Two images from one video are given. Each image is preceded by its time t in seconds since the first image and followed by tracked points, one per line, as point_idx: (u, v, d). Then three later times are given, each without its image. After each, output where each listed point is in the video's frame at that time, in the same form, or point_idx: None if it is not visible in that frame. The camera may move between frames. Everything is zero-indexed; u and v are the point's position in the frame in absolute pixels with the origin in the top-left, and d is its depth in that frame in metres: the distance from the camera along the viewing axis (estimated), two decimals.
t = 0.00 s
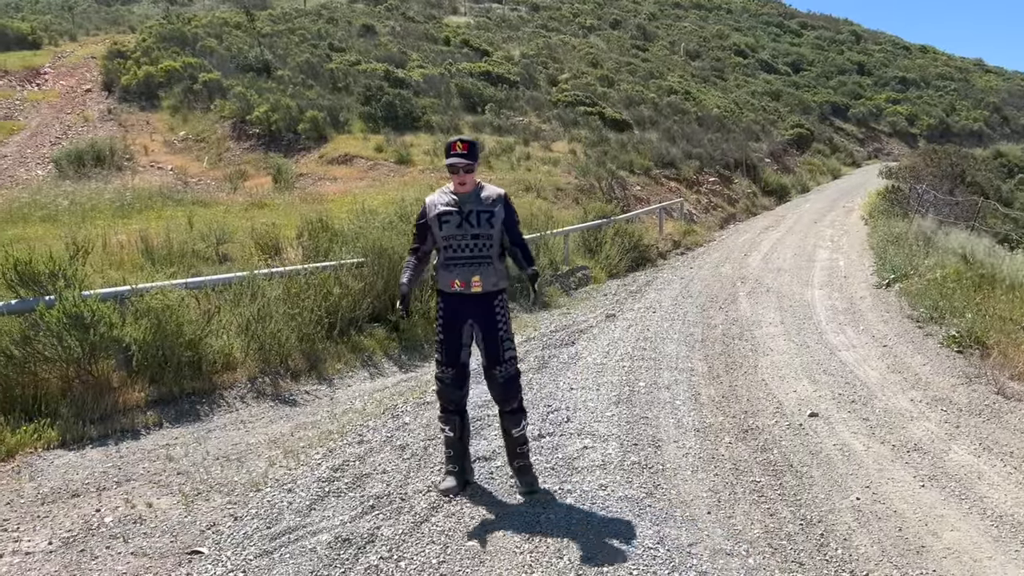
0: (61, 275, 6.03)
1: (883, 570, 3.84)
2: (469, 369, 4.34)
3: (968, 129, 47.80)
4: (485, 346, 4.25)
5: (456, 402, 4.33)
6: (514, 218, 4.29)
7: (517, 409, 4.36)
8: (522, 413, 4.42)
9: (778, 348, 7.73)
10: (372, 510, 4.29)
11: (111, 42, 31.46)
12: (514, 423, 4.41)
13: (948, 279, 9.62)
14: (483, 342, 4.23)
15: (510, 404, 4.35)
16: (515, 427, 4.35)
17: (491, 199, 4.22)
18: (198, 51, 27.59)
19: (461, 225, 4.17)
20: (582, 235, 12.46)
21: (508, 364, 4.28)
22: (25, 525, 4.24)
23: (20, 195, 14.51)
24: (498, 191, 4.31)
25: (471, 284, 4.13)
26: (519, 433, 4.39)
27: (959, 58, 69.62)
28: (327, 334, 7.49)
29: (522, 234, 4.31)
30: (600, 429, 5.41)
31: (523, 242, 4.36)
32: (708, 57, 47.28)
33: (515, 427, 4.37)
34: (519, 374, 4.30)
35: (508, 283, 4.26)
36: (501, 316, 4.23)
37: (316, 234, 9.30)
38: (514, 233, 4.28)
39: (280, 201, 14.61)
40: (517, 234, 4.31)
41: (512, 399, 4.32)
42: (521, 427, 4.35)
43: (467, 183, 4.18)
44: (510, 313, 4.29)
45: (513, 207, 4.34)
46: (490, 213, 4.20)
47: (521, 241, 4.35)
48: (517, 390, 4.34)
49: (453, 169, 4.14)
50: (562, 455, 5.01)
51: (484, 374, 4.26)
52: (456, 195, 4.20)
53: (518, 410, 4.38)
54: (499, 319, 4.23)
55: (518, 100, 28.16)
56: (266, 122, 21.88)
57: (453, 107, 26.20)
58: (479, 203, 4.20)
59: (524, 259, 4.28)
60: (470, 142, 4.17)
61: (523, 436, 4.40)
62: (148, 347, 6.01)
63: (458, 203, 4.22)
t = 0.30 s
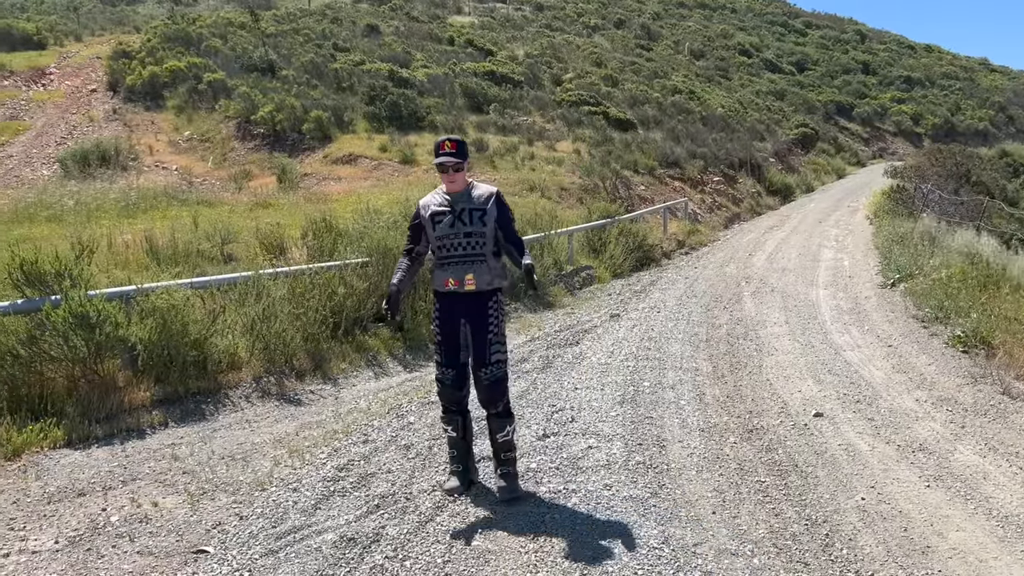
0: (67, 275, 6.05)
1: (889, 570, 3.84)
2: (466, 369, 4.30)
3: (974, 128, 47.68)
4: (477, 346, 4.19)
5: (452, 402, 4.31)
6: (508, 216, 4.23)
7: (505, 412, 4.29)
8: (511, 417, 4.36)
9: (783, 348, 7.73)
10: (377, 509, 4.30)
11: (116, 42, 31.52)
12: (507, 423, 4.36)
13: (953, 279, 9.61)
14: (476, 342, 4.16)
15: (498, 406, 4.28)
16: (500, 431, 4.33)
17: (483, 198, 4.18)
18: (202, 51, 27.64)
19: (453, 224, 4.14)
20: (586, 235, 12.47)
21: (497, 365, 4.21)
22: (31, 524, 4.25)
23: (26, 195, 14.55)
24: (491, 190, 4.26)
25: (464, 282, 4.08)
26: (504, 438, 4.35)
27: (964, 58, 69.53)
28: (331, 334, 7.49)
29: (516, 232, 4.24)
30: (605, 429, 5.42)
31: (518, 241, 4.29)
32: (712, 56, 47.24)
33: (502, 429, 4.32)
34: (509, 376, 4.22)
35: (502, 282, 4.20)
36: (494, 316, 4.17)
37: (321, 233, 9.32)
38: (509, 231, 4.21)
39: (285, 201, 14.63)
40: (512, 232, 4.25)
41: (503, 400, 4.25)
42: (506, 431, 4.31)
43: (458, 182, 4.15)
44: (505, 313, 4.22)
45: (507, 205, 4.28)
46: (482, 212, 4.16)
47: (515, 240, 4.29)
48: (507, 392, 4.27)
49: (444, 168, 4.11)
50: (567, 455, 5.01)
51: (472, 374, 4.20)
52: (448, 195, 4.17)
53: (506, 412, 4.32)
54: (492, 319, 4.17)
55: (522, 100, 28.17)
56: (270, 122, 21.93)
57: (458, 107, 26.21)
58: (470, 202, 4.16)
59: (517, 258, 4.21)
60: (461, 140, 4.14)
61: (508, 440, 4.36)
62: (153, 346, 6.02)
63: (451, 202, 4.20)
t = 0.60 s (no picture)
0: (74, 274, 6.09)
1: (895, 570, 3.83)
2: (469, 369, 4.29)
3: (980, 127, 47.52)
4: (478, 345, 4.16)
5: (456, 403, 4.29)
6: (506, 213, 4.22)
7: (507, 411, 4.27)
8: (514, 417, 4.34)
9: (788, 348, 7.71)
10: (382, 508, 4.31)
11: (121, 42, 31.57)
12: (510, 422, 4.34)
13: (959, 278, 9.58)
14: (477, 340, 4.15)
15: (500, 406, 4.25)
16: (504, 431, 4.29)
17: (481, 195, 4.18)
18: (208, 51, 27.69)
19: (451, 222, 4.14)
20: (591, 234, 12.47)
21: (499, 364, 4.18)
22: (39, 522, 4.27)
23: (32, 195, 14.58)
24: (489, 188, 4.26)
25: (463, 280, 4.07)
26: (508, 439, 4.31)
27: (970, 57, 69.35)
28: (337, 334, 7.50)
29: (515, 229, 4.23)
30: (610, 428, 5.42)
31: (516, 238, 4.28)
32: (717, 56, 47.18)
33: (507, 430, 4.29)
34: (511, 374, 4.19)
35: (502, 279, 4.18)
36: (494, 314, 4.16)
37: (326, 233, 9.34)
38: (507, 229, 4.20)
39: (291, 200, 14.64)
40: (510, 229, 4.23)
41: (505, 400, 4.22)
42: (510, 431, 4.27)
43: (456, 180, 4.16)
44: (506, 311, 4.21)
45: (505, 202, 4.28)
46: (480, 209, 4.15)
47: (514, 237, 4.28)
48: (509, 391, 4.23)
49: (441, 166, 4.13)
50: (571, 455, 5.01)
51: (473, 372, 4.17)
52: (446, 193, 4.18)
53: (508, 412, 4.30)
54: (493, 316, 4.16)
55: (527, 100, 28.18)
56: (275, 122, 21.97)
57: (462, 106, 26.23)
58: (468, 199, 4.16)
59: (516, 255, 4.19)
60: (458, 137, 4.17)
61: (512, 441, 4.32)
62: (159, 345, 6.04)
63: (448, 201, 4.20)
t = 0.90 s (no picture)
0: (80, 274, 6.10)
1: (902, 570, 3.83)
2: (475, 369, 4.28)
3: (987, 126, 47.36)
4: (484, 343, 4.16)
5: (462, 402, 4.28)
6: (508, 210, 4.21)
7: (506, 408, 4.27)
8: (514, 415, 4.32)
9: (794, 347, 7.70)
10: (388, 508, 4.31)
11: (127, 42, 31.65)
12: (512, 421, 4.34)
13: (965, 278, 9.55)
14: (482, 339, 4.14)
15: (500, 403, 4.24)
16: (502, 429, 4.27)
17: (482, 194, 4.17)
18: (214, 51, 27.75)
19: (453, 224, 4.13)
20: (596, 234, 12.48)
21: (505, 361, 4.18)
22: (46, 521, 4.29)
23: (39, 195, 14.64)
24: (490, 186, 4.25)
25: (468, 281, 4.05)
26: (506, 438, 4.28)
27: (977, 56, 69.15)
28: (342, 333, 7.51)
29: (517, 226, 4.21)
30: (615, 428, 5.41)
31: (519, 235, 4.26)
32: (722, 55, 47.11)
33: (504, 428, 4.28)
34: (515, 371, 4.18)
35: (507, 278, 4.17)
36: (499, 313, 4.15)
37: (332, 232, 9.35)
38: (511, 227, 4.18)
39: (296, 200, 14.66)
40: (513, 225, 4.21)
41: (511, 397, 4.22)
42: (508, 429, 4.25)
43: (456, 180, 4.16)
44: (511, 309, 4.20)
45: (506, 199, 4.26)
46: (481, 208, 4.14)
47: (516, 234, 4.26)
48: (510, 387, 4.23)
49: (441, 167, 4.13)
50: (577, 454, 5.01)
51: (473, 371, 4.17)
52: (447, 194, 4.17)
53: (508, 409, 4.29)
54: (497, 315, 4.15)
55: (532, 99, 28.19)
56: (281, 122, 22.00)
57: (468, 106, 26.24)
58: (469, 199, 4.15)
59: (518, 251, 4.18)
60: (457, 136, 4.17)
61: (510, 440, 4.28)
62: (166, 345, 6.06)
63: (450, 202, 4.19)
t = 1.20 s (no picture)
0: (88, 273, 6.14)
1: (909, 570, 3.81)
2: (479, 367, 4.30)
3: (995, 124, 47.20)
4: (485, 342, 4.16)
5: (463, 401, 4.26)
6: (514, 210, 4.19)
7: (490, 407, 4.20)
8: (498, 415, 4.25)
9: (801, 346, 7.70)
10: (394, 507, 4.32)
11: (134, 43, 31.73)
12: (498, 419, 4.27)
13: (973, 276, 9.52)
14: (485, 340, 4.14)
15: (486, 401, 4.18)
16: (482, 428, 4.20)
17: (488, 194, 4.15)
18: (220, 51, 27.82)
19: (459, 223, 4.13)
20: (602, 233, 12.49)
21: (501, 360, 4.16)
22: (54, 519, 4.31)
23: (47, 194, 14.70)
24: (496, 185, 4.23)
25: (472, 281, 4.06)
26: (485, 437, 4.22)
27: (985, 54, 68.90)
28: (348, 332, 7.52)
29: (525, 226, 4.20)
30: (621, 427, 5.41)
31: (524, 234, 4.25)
32: (729, 54, 47.04)
33: (485, 427, 4.21)
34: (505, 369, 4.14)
35: (512, 278, 4.16)
36: (500, 313, 4.15)
37: (338, 232, 9.39)
38: (516, 226, 4.16)
39: (303, 199, 14.69)
40: (520, 225, 4.20)
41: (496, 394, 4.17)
42: (488, 429, 4.18)
43: (462, 179, 4.14)
44: (514, 309, 4.21)
45: (513, 198, 4.25)
46: (487, 208, 4.13)
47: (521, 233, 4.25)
48: (502, 386, 4.18)
49: (447, 165, 4.12)
50: (583, 453, 5.02)
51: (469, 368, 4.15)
52: (453, 193, 4.16)
53: (493, 408, 4.23)
54: (499, 315, 4.15)
55: (538, 99, 28.20)
56: (287, 122, 22.04)
57: (474, 105, 26.26)
58: (476, 198, 4.14)
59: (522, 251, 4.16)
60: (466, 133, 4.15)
61: (488, 440, 4.23)
62: (173, 344, 6.08)
63: (457, 201, 4.18)
